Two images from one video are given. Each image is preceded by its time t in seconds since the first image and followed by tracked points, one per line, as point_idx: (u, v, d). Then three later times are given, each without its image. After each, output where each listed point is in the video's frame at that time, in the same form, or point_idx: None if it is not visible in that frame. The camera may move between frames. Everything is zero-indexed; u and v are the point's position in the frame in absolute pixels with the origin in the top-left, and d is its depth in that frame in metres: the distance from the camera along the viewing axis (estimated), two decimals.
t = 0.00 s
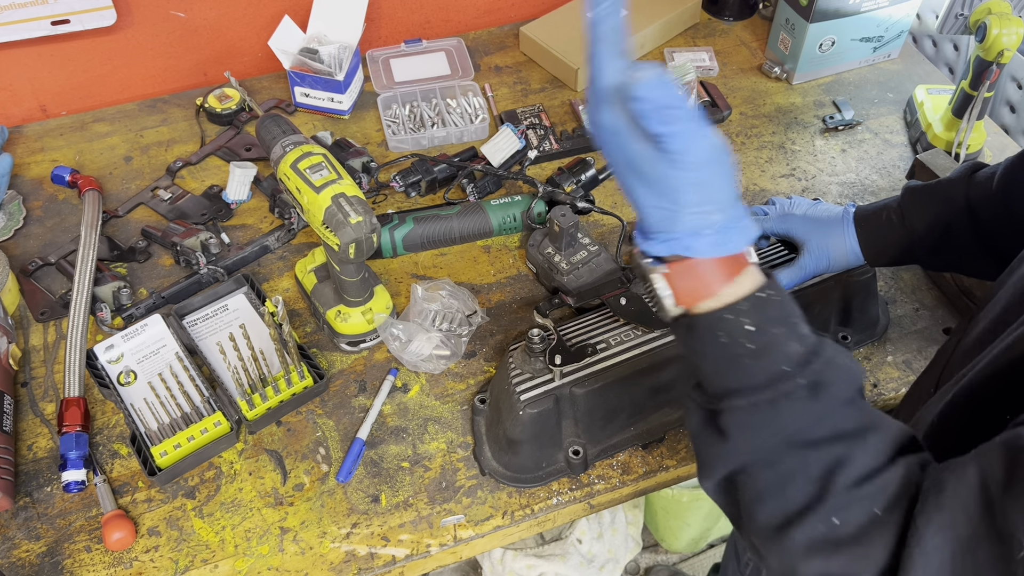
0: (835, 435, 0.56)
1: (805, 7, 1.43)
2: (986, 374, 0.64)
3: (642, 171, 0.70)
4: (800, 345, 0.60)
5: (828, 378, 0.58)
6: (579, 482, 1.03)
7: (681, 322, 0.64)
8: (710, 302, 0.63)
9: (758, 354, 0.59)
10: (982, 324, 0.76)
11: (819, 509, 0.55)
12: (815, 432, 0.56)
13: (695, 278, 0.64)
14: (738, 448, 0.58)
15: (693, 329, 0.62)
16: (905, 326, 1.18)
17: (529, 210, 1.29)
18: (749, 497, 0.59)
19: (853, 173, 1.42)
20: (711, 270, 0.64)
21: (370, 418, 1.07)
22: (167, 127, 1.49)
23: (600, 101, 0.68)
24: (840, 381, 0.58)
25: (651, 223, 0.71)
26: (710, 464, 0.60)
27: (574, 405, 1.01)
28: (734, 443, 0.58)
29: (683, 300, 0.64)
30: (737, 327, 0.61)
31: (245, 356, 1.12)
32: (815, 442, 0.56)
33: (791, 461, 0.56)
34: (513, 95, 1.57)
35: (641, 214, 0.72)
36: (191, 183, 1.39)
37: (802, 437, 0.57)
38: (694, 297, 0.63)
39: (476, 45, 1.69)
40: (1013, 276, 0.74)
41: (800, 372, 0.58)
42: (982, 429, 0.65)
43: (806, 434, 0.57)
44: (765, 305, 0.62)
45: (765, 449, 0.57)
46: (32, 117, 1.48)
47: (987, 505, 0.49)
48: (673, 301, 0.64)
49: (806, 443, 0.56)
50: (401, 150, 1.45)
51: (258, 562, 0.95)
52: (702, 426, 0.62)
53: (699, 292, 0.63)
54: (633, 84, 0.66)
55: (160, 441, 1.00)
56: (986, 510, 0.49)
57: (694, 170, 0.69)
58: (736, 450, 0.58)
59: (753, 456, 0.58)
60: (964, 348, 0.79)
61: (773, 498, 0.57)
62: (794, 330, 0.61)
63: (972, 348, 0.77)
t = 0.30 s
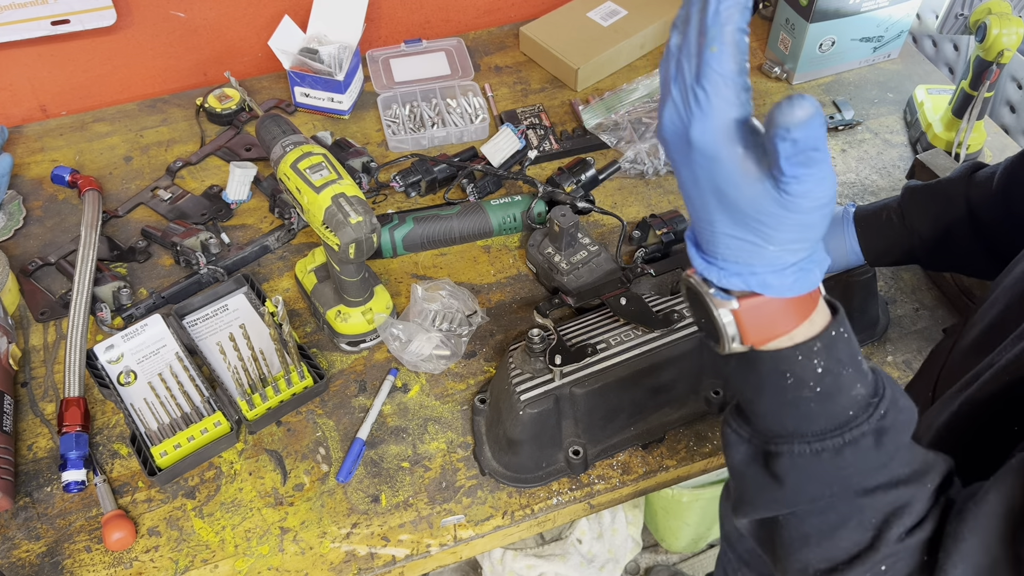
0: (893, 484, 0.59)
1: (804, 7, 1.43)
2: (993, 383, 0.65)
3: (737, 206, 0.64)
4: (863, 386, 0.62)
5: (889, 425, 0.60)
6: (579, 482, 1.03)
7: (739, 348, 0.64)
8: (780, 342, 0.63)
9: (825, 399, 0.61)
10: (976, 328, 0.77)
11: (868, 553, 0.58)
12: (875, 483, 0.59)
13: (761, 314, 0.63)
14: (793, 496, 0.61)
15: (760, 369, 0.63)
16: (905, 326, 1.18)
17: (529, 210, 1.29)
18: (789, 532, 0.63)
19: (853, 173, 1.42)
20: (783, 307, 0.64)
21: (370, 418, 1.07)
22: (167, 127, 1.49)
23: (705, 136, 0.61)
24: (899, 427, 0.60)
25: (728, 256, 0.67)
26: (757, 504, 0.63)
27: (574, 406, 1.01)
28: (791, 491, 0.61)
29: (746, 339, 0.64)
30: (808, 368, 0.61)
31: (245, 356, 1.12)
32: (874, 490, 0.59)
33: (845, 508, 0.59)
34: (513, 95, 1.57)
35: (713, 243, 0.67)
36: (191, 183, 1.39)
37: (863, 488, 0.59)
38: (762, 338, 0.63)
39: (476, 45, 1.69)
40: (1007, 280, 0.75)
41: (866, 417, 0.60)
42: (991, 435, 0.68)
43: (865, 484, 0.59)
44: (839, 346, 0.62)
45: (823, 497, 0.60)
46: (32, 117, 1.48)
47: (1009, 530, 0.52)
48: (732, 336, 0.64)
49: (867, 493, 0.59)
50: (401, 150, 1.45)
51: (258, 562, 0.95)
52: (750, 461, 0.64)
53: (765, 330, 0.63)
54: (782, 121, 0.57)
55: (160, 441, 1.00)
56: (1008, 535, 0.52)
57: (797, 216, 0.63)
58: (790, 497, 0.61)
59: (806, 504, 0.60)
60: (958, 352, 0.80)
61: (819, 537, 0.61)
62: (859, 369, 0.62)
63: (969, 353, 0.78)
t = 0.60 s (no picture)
0: (878, 466, 0.57)
1: (805, 7, 1.43)
2: (997, 366, 0.65)
3: (720, 187, 0.65)
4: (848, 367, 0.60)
5: (872, 406, 0.58)
6: (579, 482, 1.03)
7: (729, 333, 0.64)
8: (764, 323, 0.63)
9: (807, 379, 0.60)
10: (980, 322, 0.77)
11: (843, 533, 0.58)
12: (860, 463, 0.58)
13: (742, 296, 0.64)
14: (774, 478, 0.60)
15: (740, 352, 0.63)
16: (905, 326, 1.18)
17: (529, 210, 1.29)
18: (773, 516, 0.62)
19: (854, 173, 1.42)
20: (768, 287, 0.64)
21: (370, 418, 1.07)
22: (167, 127, 1.49)
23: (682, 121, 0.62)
24: (885, 410, 0.59)
25: (715, 239, 0.69)
26: (739, 483, 0.63)
27: (574, 406, 1.00)
28: (772, 471, 0.60)
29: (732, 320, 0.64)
30: (789, 350, 0.60)
31: (245, 356, 1.12)
32: (855, 470, 0.57)
33: (823, 485, 0.59)
34: (513, 95, 1.57)
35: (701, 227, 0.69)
36: (191, 183, 1.39)
37: (846, 467, 0.58)
38: (749, 318, 0.64)
39: (476, 45, 1.68)
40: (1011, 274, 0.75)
41: (847, 400, 0.59)
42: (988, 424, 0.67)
43: (848, 463, 0.58)
44: (823, 328, 0.61)
45: (804, 477, 0.59)
46: (32, 117, 1.48)
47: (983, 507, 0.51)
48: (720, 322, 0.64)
49: (850, 473, 0.58)
50: (400, 150, 1.45)
51: (258, 563, 0.95)
52: (735, 442, 0.64)
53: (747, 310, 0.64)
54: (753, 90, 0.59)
55: (160, 441, 1.00)
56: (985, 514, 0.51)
57: (776, 191, 0.65)
58: (768, 478, 0.60)
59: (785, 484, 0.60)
60: (960, 346, 0.80)
61: (797, 519, 0.60)
62: (842, 350, 0.61)
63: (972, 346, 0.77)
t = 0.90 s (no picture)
0: (650, 412, 0.65)
1: (805, 7, 1.43)
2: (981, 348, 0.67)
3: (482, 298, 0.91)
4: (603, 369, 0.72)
5: (628, 380, 0.69)
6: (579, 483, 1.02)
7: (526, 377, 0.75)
8: (530, 353, 0.77)
9: (573, 380, 0.71)
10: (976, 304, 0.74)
11: (659, 471, 0.60)
12: (637, 413, 0.65)
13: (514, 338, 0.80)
14: (592, 456, 0.64)
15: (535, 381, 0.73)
16: (905, 326, 1.18)
17: (529, 210, 1.29)
18: (613, 497, 0.64)
19: (854, 173, 1.41)
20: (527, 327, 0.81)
21: (370, 418, 1.07)
22: (167, 127, 1.49)
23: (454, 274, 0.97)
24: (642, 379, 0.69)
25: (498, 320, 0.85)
26: (574, 483, 0.66)
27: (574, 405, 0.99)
28: (579, 451, 0.65)
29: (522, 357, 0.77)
30: (551, 368, 0.73)
31: (245, 356, 1.12)
32: (632, 426, 0.64)
33: (628, 444, 0.64)
34: (513, 94, 1.57)
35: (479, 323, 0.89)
36: (191, 183, 1.39)
37: (628, 423, 0.64)
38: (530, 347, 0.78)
39: (476, 44, 1.68)
40: (1017, 252, 0.72)
41: (610, 381, 0.69)
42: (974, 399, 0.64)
43: (631, 418, 0.65)
44: (573, 350, 0.76)
45: (602, 447, 0.64)
46: (32, 117, 1.48)
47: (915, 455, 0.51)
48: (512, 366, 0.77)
49: (633, 421, 0.64)
50: (400, 150, 1.45)
51: (258, 563, 0.95)
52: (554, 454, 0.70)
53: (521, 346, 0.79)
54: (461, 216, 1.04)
55: (160, 441, 1.00)
56: (922, 463, 0.51)
57: (511, 276, 0.94)
58: (588, 454, 0.65)
59: (601, 453, 0.64)
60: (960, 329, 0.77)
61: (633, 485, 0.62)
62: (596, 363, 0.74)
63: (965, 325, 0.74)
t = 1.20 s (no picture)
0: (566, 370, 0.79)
1: (804, 7, 1.43)
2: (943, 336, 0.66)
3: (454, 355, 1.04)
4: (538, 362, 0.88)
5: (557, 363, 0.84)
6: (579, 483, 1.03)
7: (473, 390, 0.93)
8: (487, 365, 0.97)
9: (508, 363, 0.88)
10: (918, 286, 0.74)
11: (564, 393, 0.73)
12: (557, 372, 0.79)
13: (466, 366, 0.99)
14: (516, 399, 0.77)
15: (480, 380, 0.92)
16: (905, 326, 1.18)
17: (529, 210, 1.29)
18: (529, 426, 0.75)
19: (853, 173, 1.42)
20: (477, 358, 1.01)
21: (370, 418, 1.07)
22: (167, 127, 1.49)
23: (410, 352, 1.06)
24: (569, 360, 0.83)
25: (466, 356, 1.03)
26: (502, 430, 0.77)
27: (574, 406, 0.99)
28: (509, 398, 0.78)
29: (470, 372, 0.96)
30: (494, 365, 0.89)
31: (245, 356, 1.12)
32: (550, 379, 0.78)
33: (546, 386, 0.76)
34: (513, 95, 1.57)
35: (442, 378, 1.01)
36: (191, 183, 1.40)
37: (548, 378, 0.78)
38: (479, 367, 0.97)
39: (476, 45, 1.69)
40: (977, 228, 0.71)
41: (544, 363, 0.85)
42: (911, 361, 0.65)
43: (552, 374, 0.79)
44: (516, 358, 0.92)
45: (528, 392, 0.77)
46: (32, 117, 1.48)
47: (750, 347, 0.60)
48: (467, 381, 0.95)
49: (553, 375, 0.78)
50: (401, 150, 1.45)
51: (258, 562, 0.95)
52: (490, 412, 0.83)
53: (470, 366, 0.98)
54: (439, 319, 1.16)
55: (161, 441, 1.00)
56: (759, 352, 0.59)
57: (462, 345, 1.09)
58: (515, 397, 0.77)
59: (526, 394, 0.77)
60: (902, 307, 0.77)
61: (543, 408, 0.74)
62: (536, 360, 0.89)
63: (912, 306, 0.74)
